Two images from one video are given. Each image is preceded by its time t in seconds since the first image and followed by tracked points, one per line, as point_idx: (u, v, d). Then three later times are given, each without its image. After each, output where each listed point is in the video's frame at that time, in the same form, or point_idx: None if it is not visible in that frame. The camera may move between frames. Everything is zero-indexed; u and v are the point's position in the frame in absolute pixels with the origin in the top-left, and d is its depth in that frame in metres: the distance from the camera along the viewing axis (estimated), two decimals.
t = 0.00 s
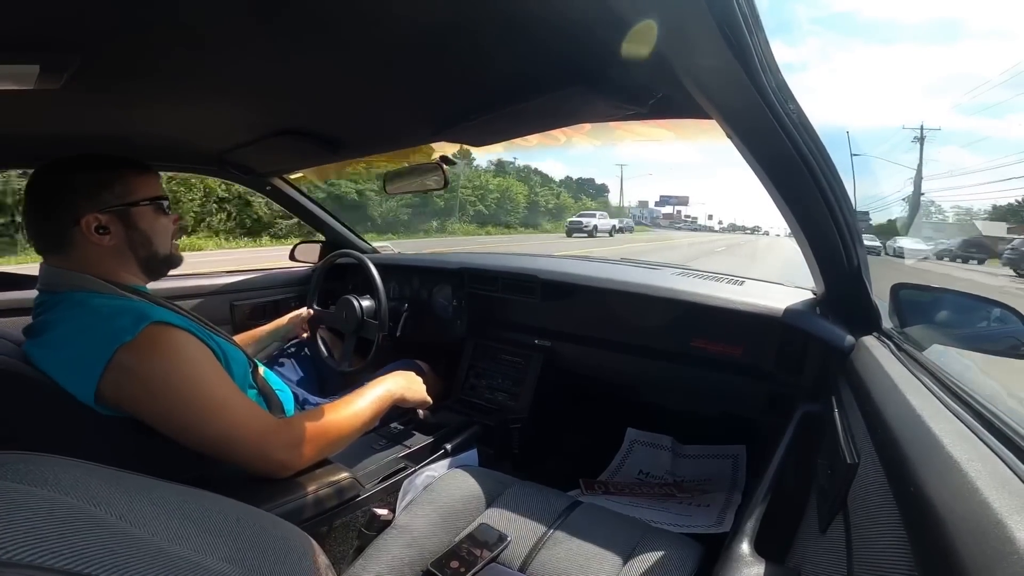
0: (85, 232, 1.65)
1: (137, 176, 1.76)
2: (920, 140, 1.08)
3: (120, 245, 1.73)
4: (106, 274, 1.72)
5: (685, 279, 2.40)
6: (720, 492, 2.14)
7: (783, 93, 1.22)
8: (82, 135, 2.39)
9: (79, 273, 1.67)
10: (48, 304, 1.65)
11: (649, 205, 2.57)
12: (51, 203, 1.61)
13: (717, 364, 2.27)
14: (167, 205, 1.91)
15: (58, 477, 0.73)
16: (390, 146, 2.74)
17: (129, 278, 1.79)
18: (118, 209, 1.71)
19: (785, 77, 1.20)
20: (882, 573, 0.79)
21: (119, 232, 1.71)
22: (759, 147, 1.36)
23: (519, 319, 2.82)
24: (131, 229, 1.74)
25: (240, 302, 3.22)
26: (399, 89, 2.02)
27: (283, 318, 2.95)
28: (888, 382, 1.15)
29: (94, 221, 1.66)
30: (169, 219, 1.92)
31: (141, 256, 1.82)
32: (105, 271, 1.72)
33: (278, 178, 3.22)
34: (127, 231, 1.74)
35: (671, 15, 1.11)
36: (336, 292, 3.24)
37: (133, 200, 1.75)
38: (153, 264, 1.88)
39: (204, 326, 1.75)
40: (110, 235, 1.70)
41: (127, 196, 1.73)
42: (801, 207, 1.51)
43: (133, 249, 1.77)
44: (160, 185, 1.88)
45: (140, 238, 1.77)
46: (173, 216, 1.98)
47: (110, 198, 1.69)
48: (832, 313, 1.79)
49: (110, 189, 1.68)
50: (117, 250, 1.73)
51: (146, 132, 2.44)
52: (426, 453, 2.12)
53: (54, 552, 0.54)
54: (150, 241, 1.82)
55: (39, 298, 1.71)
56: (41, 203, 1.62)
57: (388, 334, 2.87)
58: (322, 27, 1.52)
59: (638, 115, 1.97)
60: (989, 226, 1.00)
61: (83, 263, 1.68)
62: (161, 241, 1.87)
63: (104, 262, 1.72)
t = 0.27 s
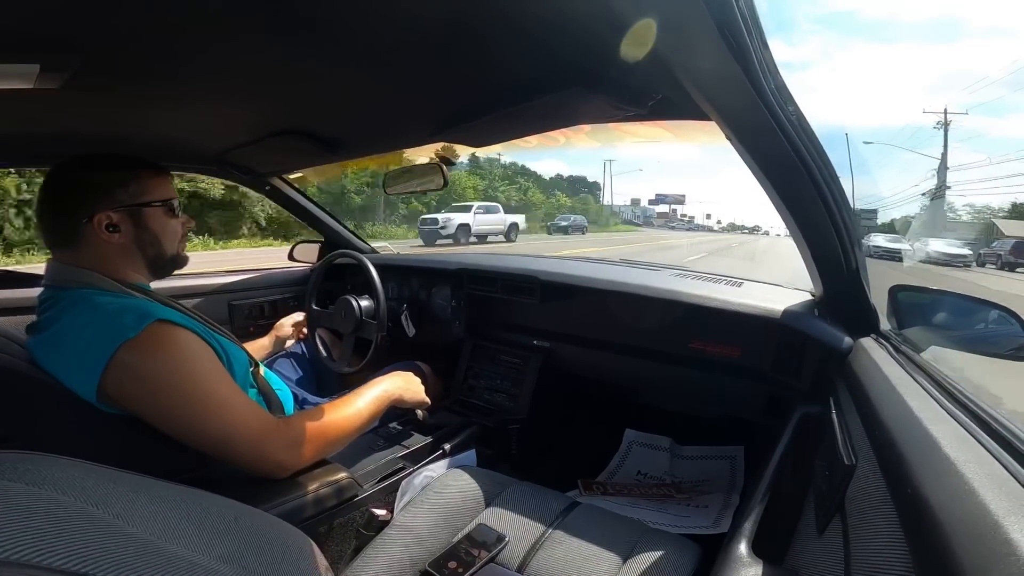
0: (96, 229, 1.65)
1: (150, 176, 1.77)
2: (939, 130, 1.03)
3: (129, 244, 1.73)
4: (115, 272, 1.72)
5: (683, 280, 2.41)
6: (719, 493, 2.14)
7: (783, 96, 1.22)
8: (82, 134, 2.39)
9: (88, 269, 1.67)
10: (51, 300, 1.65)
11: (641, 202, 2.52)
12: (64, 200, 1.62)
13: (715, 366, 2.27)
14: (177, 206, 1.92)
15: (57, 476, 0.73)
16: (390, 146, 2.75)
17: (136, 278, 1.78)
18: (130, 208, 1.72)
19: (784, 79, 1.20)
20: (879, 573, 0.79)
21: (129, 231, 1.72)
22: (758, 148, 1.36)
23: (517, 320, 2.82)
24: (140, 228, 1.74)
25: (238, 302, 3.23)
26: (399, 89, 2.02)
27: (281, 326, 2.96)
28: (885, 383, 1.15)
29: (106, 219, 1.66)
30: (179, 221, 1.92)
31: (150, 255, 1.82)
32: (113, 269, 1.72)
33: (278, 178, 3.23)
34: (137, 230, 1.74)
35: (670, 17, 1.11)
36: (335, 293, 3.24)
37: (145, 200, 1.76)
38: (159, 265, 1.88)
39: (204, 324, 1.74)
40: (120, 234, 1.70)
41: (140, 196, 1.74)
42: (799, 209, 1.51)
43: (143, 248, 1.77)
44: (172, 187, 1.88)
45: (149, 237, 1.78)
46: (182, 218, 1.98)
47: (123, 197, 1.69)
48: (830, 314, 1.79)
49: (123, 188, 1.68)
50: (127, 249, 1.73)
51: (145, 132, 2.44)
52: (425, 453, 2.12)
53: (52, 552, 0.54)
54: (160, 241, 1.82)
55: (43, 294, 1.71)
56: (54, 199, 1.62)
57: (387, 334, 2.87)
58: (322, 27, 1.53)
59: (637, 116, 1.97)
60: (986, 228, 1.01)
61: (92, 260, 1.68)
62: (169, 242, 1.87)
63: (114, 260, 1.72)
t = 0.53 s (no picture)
0: (83, 227, 1.65)
1: (137, 172, 1.77)
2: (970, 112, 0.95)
3: (118, 241, 1.73)
4: (104, 269, 1.72)
5: (682, 279, 2.41)
6: (717, 492, 2.14)
7: (783, 95, 1.22)
8: (80, 131, 2.38)
9: (77, 268, 1.67)
10: (46, 300, 1.65)
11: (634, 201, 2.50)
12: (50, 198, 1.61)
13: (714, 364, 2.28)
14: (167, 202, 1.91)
15: (55, 474, 0.73)
16: (389, 144, 2.74)
17: (126, 275, 1.77)
18: (117, 205, 1.71)
19: (784, 77, 1.20)
20: (876, 572, 0.80)
21: (117, 228, 1.71)
22: (757, 147, 1.36)
23: (516, 318, 2.82)
24: (129, 225, 1.74)
25: (238, 299, 3.21)
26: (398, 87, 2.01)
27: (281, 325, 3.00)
28: (883, 383, 1.15)
29: (92, 217, 1.66)
30: (168, 217, 1.91)
31: (140, 253, 1.82)
32: (103, 267, 1.71)
33: (277, 177, 3.21)
34: (125, 227, 1.73)
35: (670, 16, 1.11)
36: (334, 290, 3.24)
37: (132, 197, 1.75)
38: (152, 262, 1.88)
39: (201, 323, 1.74)
40: (107, 231, 1.69)
41: (126, 192, 1.73)
42: (797, 208, 1.51)
43: (132, 246, 1.77)
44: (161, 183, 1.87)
45: (138, 234, 1.77)
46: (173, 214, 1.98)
47: (109, 193, 1.68)
48: (829, 313, 1.79)
49: (108, 185, 1.68)
50: (115, 246, 1.73)
51: (144, 129, 2.43)
52: (423, 451, 2.12)
53: (50, 550, 0.54)
54: (150, 238, 1.82)
55: (37, 294, 1.71)
56: (40, 198, 1.62)
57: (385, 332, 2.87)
58: (321, 24, 1.52)
59: (636, 114, 1.97)
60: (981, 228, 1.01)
61: (81, 258, 1.67)
62: (159, 238, 1.86)
63: (102, 257, 1.71)
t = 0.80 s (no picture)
0: (73, 228, 1.65)
1: (127, 173, 1.76)
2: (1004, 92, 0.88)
3: (109, 241, 1.72)
4: (96, 270, 1.72)
5: (681, 278, 2.41)
6: (716, 491, 2.15)
7: (782, 94, 1.22)
8: (79, 130, 2.38)
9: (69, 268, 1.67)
10: (42, 301, 1.64)
11: (624, 199, 2.47)
12: (40, 199, 1.62)
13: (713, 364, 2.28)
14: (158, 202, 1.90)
15: (52, 473, 0.73)
16: (389, 143, 2.74)
17: (119, 275, 1.77)
18: (107, 204, 1.71)
19: (783, 77, 1.20)
20: (875, 572, 0.80)
21: (107, 227, 1.71)
22: (757, 146, 1.36)
23: (515, 317, 2.82)
24: (120, 225, 1.73)
25: (236, 299, 3.20)
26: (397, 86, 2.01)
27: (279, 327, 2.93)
28: (882, 382, 1.16)
29: (83, 217, 1.66)
30: (159, 216, 1.91)
31: (132, 252, 1.81)
32: (95, 267, 1.71)
33: (276, 176, 3.21)
34: (116, 227, 1.73)
35: (668, 15, 1.11)
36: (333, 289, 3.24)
37: (122, 196, 1.75)
38: (145, 261, 1.87)
39: (198, 323, 1.74)
40: (98, 231, 1.69)
41: (116, 192, 1.73)
42: (796, 207, 1.51)
43: (123, 245, 1.76)
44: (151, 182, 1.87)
45: (129, 233, 1.76)
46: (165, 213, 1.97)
47: (99, 193, 1.68)
48: (828, 312, 1.79)
49: (97, 184, 1.68)
50: (107, 246, 1.73)
51: (142, 128, 2.43)
52: (423, 450, 2.12)
53: (48, 549, 0.54)
54: (141, 237, 1.81)
55: (33, 295, 1.71)
56: (31, 199, 1.62)
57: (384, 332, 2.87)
58: (320, 23, 1.52)
59: (636, 113, 1.97)
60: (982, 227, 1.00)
61: (73, 259, 1.68)
62: (151, 238, 1.86)
63: (94, 258, 1.71)
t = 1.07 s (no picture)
0: (71, 225, 1.64)
1: (124, 172, 1.76)
2: None
3: (107, 239, 1.72)
4: (94, 268, 1.71)
5: (681, 277, 2.41)
6: (715, 490, 2.15)
7: (781, 93, 1.22)
8: (78, 130, 2.38)
9: (67, 266, 1.67)
10: (40, 301, 1.64)
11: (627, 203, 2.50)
12: (38, 197, 1.61)
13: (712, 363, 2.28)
14: (155, 201, 1.90)
15: (52, 473, 0.73)
16: (387, 142, 2.74)
17: (117, 274, 1.77)
18: (105, 202, 1.70)
19: (782, 76, 1.20)
20: (874, 571, 0.80)
21: (105, 226, 1.70)
22: (755, 145, 1.36)
23: (514, 316, 2.82)
24: (117, 223, 1.73)
25: (235, 298, 3.19)
26: (396, 85, 2.01)
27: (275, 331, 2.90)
28: (881, 381, 1.16)
29: (80, 215, 1.65)
30: (158, 215, 1.91)
31: (129, 251, 1.81)
32: (92, 265, 1.71)
33: (275, 175, 3.20)
34: (114, 225, 1.73)
35: (667, 14, 1.11)
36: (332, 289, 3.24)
37: (120, 194, 1.74)
38: (142, 260, 1.87)
39: (197, 321, 1.74)
40: (96, 229, 1.69)
41: (114, 190, 1.72)
42: (794, 205, 1.51)
43: (120, 244, 1.76)
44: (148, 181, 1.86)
45: (127, 232, 1.76)
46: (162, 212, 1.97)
47: (97, 191, 1.68)
48: (826, 311, 1.80)
49: (96, 182, 1.67)
50: (104, 244, 1.72)
51: (140, 128, 2.43)
52: (422, 450, 2.12)
53: (49, 550, 0.54)
54: (138, 236, 1.81)
55: (31, 294, 1.71)
56: (29, 197, 1.62)
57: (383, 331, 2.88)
58: (318, 23, 1.52)
59: (635, 113, 1.97)
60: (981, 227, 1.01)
61: (71, 256, 1.67)
62: (149, 236, 1.86)
63: (91, 255, 1.71)
